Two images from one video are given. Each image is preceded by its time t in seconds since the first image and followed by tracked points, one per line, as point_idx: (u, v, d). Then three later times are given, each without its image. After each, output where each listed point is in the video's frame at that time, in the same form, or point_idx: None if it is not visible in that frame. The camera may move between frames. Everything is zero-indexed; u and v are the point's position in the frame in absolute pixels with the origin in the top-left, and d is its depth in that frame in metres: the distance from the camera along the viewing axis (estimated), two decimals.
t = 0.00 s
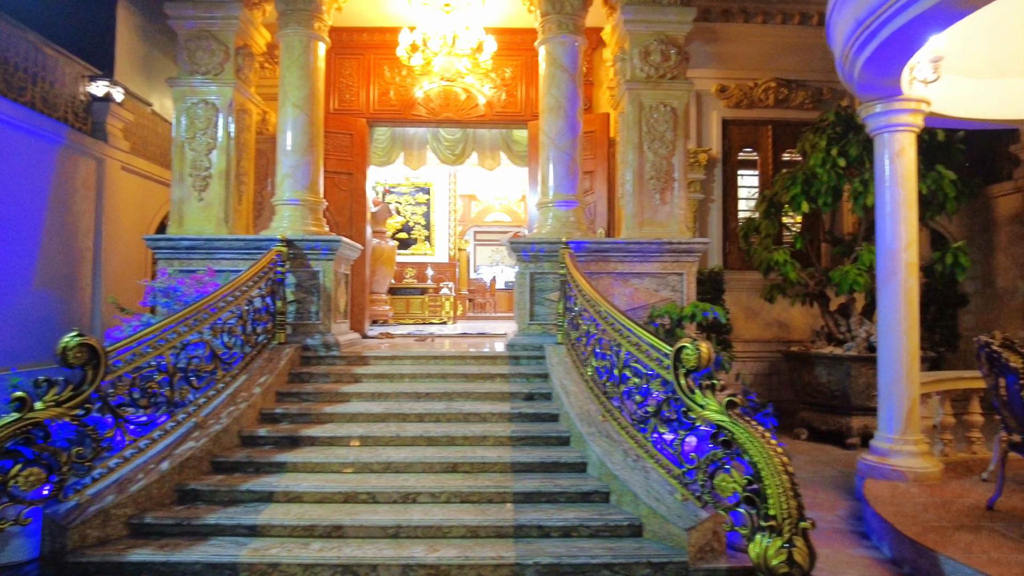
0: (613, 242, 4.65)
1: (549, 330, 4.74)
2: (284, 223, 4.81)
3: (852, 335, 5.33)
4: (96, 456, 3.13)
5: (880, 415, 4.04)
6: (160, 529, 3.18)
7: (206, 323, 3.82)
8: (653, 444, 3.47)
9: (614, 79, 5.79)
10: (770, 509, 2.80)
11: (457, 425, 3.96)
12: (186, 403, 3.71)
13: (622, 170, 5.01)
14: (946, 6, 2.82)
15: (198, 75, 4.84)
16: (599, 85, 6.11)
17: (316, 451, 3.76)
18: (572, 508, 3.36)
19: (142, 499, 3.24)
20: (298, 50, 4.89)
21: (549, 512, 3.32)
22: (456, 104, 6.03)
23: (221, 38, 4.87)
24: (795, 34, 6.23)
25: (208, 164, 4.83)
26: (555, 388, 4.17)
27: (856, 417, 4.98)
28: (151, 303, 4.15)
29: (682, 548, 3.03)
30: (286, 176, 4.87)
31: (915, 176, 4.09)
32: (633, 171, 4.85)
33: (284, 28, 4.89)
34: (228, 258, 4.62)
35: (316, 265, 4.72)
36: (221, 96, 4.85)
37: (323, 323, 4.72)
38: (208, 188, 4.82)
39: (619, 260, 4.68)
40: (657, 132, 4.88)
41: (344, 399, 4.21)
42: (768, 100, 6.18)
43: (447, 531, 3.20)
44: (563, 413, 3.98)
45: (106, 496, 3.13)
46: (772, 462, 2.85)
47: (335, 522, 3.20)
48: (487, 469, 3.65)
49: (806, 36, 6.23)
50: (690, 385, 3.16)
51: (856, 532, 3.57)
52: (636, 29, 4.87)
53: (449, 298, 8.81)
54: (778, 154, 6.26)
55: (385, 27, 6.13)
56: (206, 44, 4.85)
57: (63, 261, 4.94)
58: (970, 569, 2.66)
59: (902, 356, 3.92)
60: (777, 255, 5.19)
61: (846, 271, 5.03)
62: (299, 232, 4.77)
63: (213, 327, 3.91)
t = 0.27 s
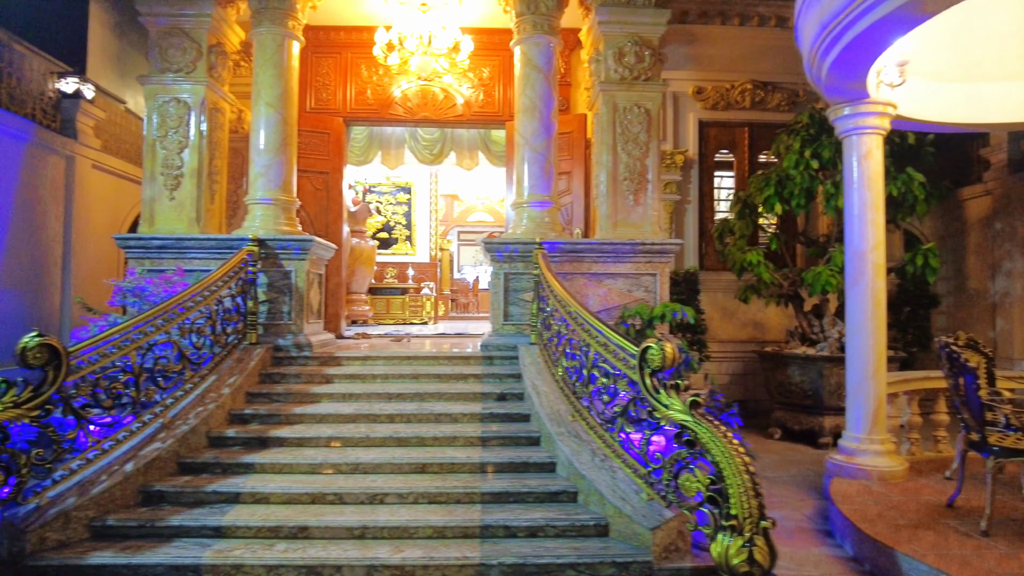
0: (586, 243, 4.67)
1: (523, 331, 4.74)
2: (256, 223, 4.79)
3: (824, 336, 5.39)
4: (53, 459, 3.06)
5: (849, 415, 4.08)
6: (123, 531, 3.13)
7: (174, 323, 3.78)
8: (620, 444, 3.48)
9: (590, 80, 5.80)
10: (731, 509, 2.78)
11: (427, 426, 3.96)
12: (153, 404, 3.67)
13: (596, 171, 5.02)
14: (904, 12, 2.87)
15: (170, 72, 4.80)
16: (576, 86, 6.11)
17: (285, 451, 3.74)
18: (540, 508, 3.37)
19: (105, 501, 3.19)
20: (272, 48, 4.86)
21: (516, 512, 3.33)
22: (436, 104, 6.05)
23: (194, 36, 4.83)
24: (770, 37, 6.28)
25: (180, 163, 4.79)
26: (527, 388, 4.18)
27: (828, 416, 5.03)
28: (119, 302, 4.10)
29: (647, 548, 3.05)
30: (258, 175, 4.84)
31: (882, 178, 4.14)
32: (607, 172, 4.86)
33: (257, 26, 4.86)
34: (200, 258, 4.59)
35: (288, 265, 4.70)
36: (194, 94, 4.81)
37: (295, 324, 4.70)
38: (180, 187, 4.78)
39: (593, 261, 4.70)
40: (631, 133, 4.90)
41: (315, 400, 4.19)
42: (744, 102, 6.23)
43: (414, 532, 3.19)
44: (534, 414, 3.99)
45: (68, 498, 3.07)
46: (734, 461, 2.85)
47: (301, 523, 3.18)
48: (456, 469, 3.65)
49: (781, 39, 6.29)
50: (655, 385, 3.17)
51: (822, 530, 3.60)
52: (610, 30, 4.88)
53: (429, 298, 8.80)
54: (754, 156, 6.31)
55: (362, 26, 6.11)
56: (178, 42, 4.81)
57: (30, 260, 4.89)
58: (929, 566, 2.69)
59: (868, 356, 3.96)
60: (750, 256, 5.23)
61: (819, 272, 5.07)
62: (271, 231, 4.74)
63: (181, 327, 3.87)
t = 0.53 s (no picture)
0: (562, 243, 4.69)
1: (499, 330, 4.75)
2: (231, 222, 4.77)
3: (799, 335, 5.44)
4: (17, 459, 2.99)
5: (819, 414, 4.12)
6: (88, 533, 3.09)
7: (144, 322, 3.75)
8: (590, 443, 3.50)
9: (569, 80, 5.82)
10: (696, 507, 2.78)
11: (399, 426, 3.95)
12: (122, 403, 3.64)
13: (573, 172, 5.04)
14: (867, 15, 2.91)
15: (144, 69, 4.76)
16: (556, 86, 6.12)
17: (255, 451, 3.72)
18: (509, 507, 3.38)
19: (70, 502, 3.15)
20: (247, 46, 4.84)
21: (485, 511, 3.33)
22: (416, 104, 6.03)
23: (168, 33, 4.79)
24: (748, 39, 6.34)
25: (154, 161, 4.76)
26: (500, 388, 4.19)
27: (802, 415, 5.08)
28: (88, 301, 4.05)
29: (614, 546, 3.06)
30: (233, 174, 4.82)
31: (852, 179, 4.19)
32: (583, 173, 4.88)
33: (232, 24, 4.83)
34: (174, 257, 4.57)
35: (262, 264, 4.69)
36: (168, 92, 4.78)
37: (269, 323, 4.68)
38: (153, 185, 4.75)
39: (569, 260, 4.71)
40: (607, 134, 4.92)
41: (287, 400, 4.17)
42: (722, 104, 6.27)
43: (382, 532, 3.18)
44: (507, 413, 4.00)
45: (31, 499, 3.02)
46: (699, 460, 2.86)
47: (268, 523, 3.16)
48: (427, 469, 3.65)
49: (758, 42, 6.34)
50: (623, 384, 3.19)
51: (789, 528, 3.64)
52: (587, 31, 4.91)
53: (411, 298, 8.79)
54: (732, 157, 6.36)
55: (341, 25, 6.09)
56: (151, 39, 4.77)
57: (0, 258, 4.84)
58: (889, 563, 2.72)
59: (838, 356, 4.00)
60: (725, 256, 5.27)
61: (794, 272, 5.12)
62: (245, 230, 4.73)
63: (151, 326, 3.84)
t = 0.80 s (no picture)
0: (538, 242, 4.69)
1: (474, 329, 4.75)
2: (203, 219, 4.72)
3: (773, 334, 5.50)
4: None
5: (790, 412, 4.15)
6: (50, 535, 3.03)
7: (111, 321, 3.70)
8: (560, 441, 3.50)
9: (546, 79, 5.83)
10: (661, 505, 2.74)
11: (371, 425, 3.94)
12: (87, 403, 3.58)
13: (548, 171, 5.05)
14: (832, 16, 2.94)
15: (113, 65, 4.68)
16: (533, 85, 6.13)
17: (224, 451, 3.68)
18: (479, 505, 3.37)
19: (32, 503, 3.08)
20: (220, 42, 4.79)
21: (454, 510, 3.32)
22: (395, 102, 6.04)
23: (139, 28, 4.72)
24: (724, 40, 6.39)
25: (125, 157, 4.69)
26: (473, 387, 4.19)
27: (774, 413, 5.13)
28: (54, 299, 3.98)
29: (582, 544, 3.07)
30: (205, 171, 4.77)
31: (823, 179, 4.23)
32: (558, 172, 4.89)
33: (205, 20, 4.78)
34: (144, 255, 4.52)
35: (234, 262, 4.65)
36: (139, 88, 4.71)
37: (241, 322, 4.65)
38: (123, 182, 4.68)
39: (544, 259, 4.72)
40: (582, 134, 4.93)
41: (258, 399, 4.14)
42: (699, 104, 6.31)
43: (350, 531, 3.17)
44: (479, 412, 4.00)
45: None
46: (665, 458, 2.81)
47: (235, 523, 3.13)
48: (398, 468, 3.64)
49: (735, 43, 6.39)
50: (592, 382, 3.19)
51: (758, 525, 3.68)
52: (562, 30, 4.92)
53: (391, 297, 8.77)
54: (708, 157, 6.41)
55: (318, 22, 6.05)
56: (122, 33, 4.70)
57: None
58: (851, 559, 2.76)
59: (808, 354, 4.05)
60: (700, 255, 5.32)
61: (768, 271, 5.16)
62: (218, 228, 4.69)
63: (118, 324, 3.78)
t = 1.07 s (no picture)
0: (510, 240, 4.69)
1: (446, 328, 4.73)
2: (170, 216, 4.65)
3: (744, 332, 5.56)
4: None
5: (758, 409, 4.19)
6: (3, 538, 2.95)
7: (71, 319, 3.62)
8: (527, 439, 3.50)
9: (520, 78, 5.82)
10: (624, 501, 2.72)
11: (338, 424, 3.90)
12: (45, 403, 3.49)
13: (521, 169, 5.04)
14: (794, 17, 2.97)
15: (77, 57, 4.58)
16: (507, 84, 6.12)
17: (188, 451, 3.63)
18: (446, 504, 3.36)
19: None
20: (188, 37, 4.71)
21: (421, 509, 3.30)
22: (368, 98, 5.96)
23: (103, 20, 4.62)
24: (697, 40, 6.44)
25: (88, 152, 4.59)
26: (443, 386, 4.17)
27: (745, 410, 5.18)
28: (13, 297, 3.88)
29: (548, 542, 3.06)
30: (173, 167, 4.71)
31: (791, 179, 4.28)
32: (530, 170, 4.88)
33: (172, 13, 4.69)
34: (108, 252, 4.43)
35: (201, 260, 4.59)
36: (103, 82, 4.62)
37: (208, 320, 4.58)
38: (87, 178, 4.58)
39: (516, 257, 4.71)
40: (554, 132, 4.93)
41: (224, 398, 4.08)
42: (673, 104, 6.34)
43: (314, 531, 3.13)
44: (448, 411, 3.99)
45: None
46: (629, 455, 2.78)
47: (197, 524, 3.08)
48: (365, 467, 3.61)
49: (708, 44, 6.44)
50: (558, 379, 3.18)
51: (725, 522, 3.70)
52: (534, 28, 4.92)
53: (367, 295, 8.71)
54: (681, 157, 6.46)
55: (290, 18, 5.99)
56: (85, 26, 4.59)
57: None
58: (811, 553, 2.79)
59: (776, 352, 4.09)
60: (672, 254, 5.35)
61: (739, 270, 5.20)
62: (185, 225, 4.61)
63: (79, 321, 3.69)
